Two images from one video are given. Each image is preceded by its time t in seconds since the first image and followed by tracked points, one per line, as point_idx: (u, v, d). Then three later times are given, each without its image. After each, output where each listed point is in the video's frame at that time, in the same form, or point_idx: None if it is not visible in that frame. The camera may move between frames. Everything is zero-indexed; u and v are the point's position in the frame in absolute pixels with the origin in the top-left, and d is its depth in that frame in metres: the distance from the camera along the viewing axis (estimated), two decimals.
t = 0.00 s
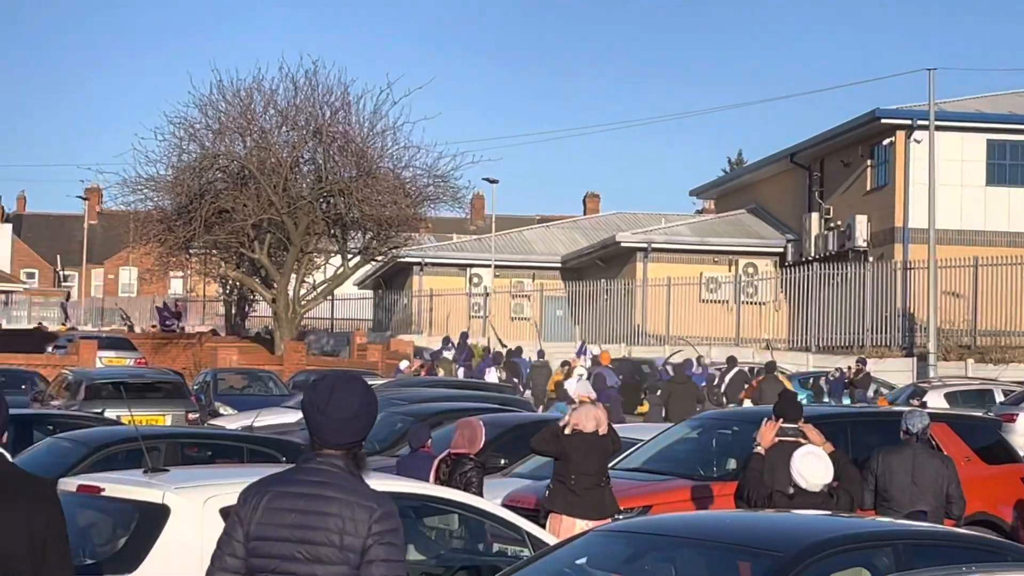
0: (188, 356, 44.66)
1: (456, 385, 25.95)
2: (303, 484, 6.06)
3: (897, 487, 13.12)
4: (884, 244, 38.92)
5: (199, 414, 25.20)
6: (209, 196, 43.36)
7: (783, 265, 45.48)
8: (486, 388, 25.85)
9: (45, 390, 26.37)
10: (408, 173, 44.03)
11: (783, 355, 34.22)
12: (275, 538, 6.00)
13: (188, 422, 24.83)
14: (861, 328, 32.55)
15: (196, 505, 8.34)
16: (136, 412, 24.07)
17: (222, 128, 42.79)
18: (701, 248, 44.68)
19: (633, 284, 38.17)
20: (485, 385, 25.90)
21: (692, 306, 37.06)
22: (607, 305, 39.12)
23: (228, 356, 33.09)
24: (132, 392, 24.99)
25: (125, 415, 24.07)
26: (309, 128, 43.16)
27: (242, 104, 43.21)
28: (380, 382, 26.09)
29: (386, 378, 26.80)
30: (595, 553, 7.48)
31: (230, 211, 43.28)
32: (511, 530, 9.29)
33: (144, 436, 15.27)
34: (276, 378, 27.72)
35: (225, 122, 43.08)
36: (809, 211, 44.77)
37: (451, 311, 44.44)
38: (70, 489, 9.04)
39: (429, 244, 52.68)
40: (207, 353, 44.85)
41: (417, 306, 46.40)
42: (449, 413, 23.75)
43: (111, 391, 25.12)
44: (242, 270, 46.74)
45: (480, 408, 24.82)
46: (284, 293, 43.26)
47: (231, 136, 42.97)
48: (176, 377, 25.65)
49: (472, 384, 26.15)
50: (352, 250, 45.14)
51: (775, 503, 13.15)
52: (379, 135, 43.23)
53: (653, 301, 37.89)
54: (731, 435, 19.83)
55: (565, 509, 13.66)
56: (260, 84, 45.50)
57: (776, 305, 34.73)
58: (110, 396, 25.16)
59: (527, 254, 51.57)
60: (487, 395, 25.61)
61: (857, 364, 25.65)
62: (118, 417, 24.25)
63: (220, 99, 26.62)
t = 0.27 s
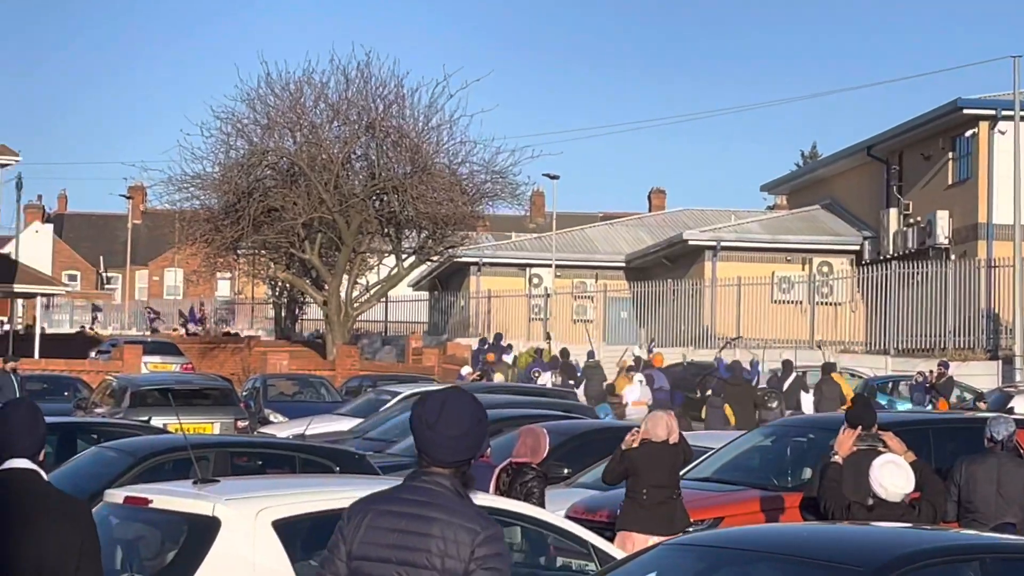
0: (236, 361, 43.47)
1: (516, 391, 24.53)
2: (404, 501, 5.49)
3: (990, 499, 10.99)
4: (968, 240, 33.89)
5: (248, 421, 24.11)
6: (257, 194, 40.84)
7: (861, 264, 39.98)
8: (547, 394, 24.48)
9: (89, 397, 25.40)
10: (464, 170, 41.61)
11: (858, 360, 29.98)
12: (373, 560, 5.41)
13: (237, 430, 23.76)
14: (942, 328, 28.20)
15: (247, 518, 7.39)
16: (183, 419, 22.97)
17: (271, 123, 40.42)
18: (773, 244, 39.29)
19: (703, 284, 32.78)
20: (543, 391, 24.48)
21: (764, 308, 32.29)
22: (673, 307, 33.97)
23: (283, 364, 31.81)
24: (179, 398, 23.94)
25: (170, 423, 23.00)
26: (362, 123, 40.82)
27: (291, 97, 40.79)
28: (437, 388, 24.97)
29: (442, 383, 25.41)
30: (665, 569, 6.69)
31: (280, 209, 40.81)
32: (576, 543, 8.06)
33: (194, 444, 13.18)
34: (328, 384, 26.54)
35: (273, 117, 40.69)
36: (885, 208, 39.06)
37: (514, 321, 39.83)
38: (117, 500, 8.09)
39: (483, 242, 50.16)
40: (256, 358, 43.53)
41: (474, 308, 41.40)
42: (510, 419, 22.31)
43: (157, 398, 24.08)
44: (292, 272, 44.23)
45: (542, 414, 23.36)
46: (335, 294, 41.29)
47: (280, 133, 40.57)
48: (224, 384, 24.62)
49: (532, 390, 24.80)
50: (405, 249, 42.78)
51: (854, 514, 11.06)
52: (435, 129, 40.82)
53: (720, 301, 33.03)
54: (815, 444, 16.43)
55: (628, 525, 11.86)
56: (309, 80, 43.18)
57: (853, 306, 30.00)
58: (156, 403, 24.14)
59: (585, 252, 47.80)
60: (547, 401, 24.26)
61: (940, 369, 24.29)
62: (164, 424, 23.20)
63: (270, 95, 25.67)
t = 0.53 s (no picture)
0: (266, 367, 42.60)
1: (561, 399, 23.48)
2: (502, 509, 4.98)
3: None
4: None
5: (280, 430, 23.17)
6: (289, 193, 39.85)
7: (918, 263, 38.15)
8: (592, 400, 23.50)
9: (115, 405, 24.52)
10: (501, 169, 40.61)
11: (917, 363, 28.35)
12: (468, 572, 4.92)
13: (268, 438, 22.82)
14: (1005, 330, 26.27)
15: (278, 529, 7.03)
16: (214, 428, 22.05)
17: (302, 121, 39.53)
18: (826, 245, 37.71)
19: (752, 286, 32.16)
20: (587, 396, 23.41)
21: (818, 311, 31.08)
22: (723, 309, 33.05)
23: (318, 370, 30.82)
24: (209, 406, 23.03)
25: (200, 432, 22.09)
26: (396, 121, 39.93)
27: (323, 94, 39.88)
28: (475, 395, 23.99)
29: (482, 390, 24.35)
30: None
31: (311, 209, 39.82)
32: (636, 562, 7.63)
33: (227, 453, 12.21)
34: (361, 390, 25.58)
35: (305, 114, 39.80)
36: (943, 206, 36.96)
37: (556, 323, 38.71)
38: (146, 510, 7.76)
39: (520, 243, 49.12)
40: (286, 364, 42.63)
41: (514, 311, 40.48)
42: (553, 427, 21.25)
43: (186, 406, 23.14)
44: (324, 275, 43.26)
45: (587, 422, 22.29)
46: (368, 296, 40.42)
47: (311, 130, 39.66)
48: (254, 391, 23.70)
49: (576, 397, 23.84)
50: (441, 251, 41.77)
51: (907, 526, 10.32)
52: (472, 126, 39.82)
53: (773, 303, 32.05)
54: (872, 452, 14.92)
55: (672, 539, 11.12)
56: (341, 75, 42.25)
57: (908, 308, 28.41)
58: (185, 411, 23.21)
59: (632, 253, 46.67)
60: (589, 409, 23.25)
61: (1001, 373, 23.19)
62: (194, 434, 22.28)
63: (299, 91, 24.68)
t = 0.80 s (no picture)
0: (283, 370, 42.72)
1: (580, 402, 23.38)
2: (550, 510, 4.82)
3: None
4: None
5: (296, 434, 23.07)
6: (305, 197, 39.84)
7: (937, 264, 37.99)
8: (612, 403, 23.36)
9: (131, 409, 24.42)
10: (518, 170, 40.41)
11: (942, 365, 28.23)
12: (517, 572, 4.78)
13: (284, 442, 22.70)
14: None
15: (295, 533, 6.86)
16: (230, 432, 21.97)
17: (318, 123, 39.45)
18: (843, 246, 37.58)
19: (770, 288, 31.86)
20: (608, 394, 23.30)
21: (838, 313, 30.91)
22: (743, 312, 32.88)
23: (335, 372, 30.76)
24: (224, 411, 22.96)
25: (216, 435, 22.01)
26: (412, 122, 39.77)
27: (338, 96, 39.80)
28: (492, 398, 23.87)
29: (500, 393, 24.25)
30: None
31: (327, 212, 39.83)
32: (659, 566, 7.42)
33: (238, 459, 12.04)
34: (378, 394, 25.46)
35: (321, 117, 39.71)
36: (962, 206, 36.74)
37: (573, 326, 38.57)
38: (162, 515, 7.56)
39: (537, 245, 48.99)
40: (303, 367, 42.71)
41: (531, 313, 40.33)
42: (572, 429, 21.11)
43: (202, 411, 23.07)
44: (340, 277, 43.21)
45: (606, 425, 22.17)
46: (385, 299, 40.40)
47: (327, 132, 39.56)
48: (271, 395, 23.62)
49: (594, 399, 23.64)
50: (458, 253, 41.69)
51: (926, 529, 10.19)
52: (489, 127, 39.65)
53: (791, 305, 31.91)
54: (893, 456, 14.76)
55: (688, 543, 11.04)
56: (358, 78, 42.15)
57: (928, 310, 28.45)
58: (200, 415, 23.14)
59: (648, 255, 46.52)
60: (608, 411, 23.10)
61: None
62: (210, 438, 22.20)
63: (315, 93, 24.57)
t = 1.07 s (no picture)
0: (282, 372, 42.65)
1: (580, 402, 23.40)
2: (557, 513, 4.79)
3: None
4: None
5: (295, 436, 23.09)
6: (304, 198, 39.83)
7: (936, 264, 38.02)
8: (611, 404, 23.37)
9: (130, 412, 24.39)
10: (517, 171, 40.41)
11: (942, 365, 28.22)
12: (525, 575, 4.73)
13: (284, 444, 22.67)
14: None
15: (294, 535, 6.87)
16: (229, 434, 21.97)
17: (318, 124, 39.47)
18: (842, 246, 37.58)
19: (770, 288, 31.81)
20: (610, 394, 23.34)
21: (838, 314, 30.92)
22: (742, 312, 32.86)
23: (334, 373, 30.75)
24: (223, 413, 22.97)
25: (216, 437, 22.01)
26: (412, 124, 39.78)
27: (338, 97, 39.81)
28: (492, 399, 23.87)
29: (500, 394, 24.26)
30: None
31: (327, 213, 39.81)
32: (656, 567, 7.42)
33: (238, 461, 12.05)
34: (378, 395, 25.46)
35: (320, 118, 39.72)
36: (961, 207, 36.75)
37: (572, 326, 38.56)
38: (160, 519, 7.49)
39: (537, 246, 48.98)
40: (302, 368, 42.63)
41: (531, 314, 40.43)
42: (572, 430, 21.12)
43: (201, 412, 23.08)
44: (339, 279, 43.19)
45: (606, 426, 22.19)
46: (384, 300, 40.35)
47: (327, 134, 39.58)
48: (270, 397, 23.64)
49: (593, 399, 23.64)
50: (458, 254, 41.65)
51: (925, 531, 10.15)
52: (488, 128, 39.64)
53: (791, 305, 31.88)
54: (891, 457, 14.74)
55: (683, 545, 11.08)
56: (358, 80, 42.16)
57: (929, 310, 28.51)
58: (199, 417, 23.14)
59: (646, 256, 46.49)
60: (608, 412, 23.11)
61: None
62: (209, 440, 22.21)
63: (315, 95, 24.56)
